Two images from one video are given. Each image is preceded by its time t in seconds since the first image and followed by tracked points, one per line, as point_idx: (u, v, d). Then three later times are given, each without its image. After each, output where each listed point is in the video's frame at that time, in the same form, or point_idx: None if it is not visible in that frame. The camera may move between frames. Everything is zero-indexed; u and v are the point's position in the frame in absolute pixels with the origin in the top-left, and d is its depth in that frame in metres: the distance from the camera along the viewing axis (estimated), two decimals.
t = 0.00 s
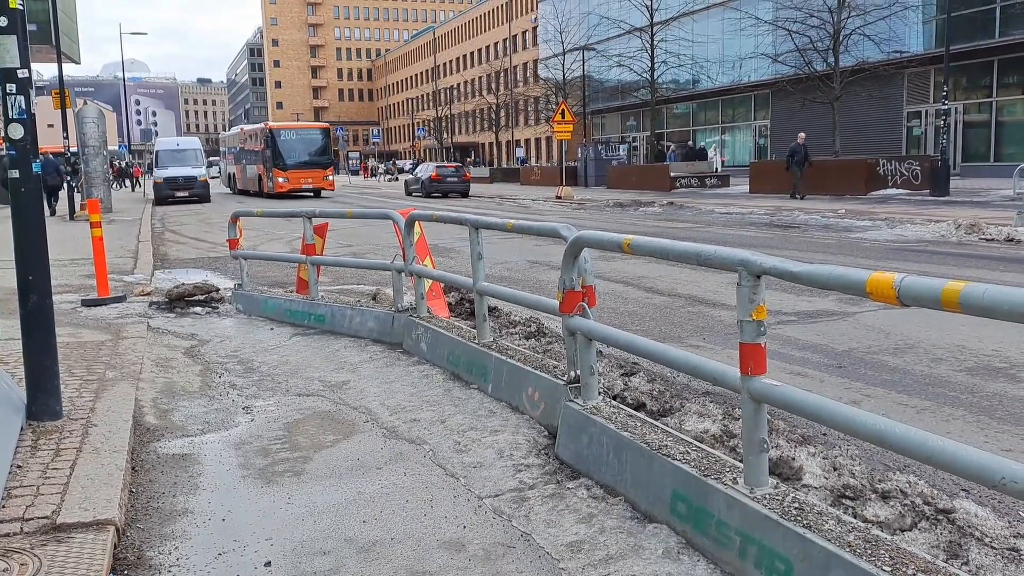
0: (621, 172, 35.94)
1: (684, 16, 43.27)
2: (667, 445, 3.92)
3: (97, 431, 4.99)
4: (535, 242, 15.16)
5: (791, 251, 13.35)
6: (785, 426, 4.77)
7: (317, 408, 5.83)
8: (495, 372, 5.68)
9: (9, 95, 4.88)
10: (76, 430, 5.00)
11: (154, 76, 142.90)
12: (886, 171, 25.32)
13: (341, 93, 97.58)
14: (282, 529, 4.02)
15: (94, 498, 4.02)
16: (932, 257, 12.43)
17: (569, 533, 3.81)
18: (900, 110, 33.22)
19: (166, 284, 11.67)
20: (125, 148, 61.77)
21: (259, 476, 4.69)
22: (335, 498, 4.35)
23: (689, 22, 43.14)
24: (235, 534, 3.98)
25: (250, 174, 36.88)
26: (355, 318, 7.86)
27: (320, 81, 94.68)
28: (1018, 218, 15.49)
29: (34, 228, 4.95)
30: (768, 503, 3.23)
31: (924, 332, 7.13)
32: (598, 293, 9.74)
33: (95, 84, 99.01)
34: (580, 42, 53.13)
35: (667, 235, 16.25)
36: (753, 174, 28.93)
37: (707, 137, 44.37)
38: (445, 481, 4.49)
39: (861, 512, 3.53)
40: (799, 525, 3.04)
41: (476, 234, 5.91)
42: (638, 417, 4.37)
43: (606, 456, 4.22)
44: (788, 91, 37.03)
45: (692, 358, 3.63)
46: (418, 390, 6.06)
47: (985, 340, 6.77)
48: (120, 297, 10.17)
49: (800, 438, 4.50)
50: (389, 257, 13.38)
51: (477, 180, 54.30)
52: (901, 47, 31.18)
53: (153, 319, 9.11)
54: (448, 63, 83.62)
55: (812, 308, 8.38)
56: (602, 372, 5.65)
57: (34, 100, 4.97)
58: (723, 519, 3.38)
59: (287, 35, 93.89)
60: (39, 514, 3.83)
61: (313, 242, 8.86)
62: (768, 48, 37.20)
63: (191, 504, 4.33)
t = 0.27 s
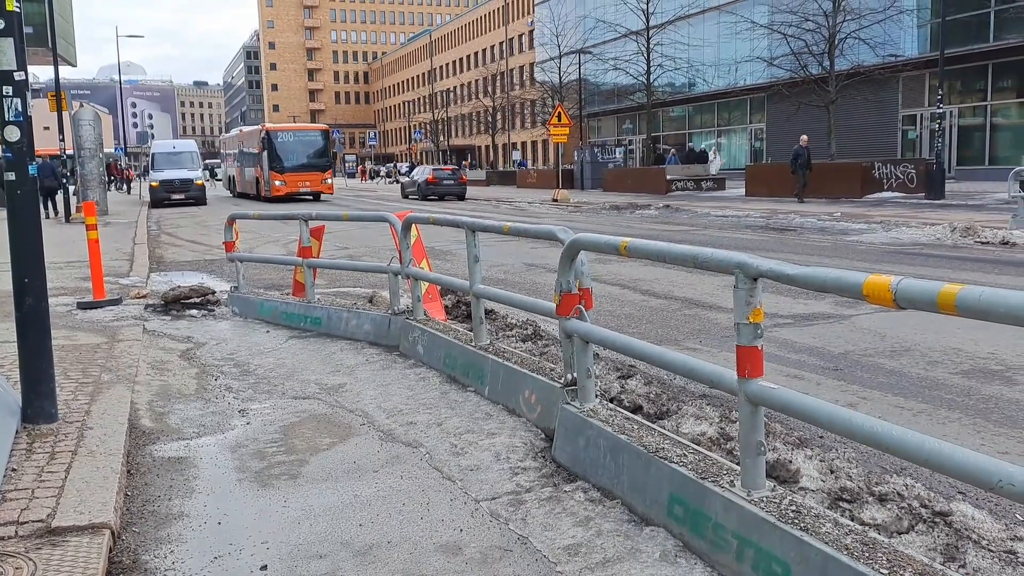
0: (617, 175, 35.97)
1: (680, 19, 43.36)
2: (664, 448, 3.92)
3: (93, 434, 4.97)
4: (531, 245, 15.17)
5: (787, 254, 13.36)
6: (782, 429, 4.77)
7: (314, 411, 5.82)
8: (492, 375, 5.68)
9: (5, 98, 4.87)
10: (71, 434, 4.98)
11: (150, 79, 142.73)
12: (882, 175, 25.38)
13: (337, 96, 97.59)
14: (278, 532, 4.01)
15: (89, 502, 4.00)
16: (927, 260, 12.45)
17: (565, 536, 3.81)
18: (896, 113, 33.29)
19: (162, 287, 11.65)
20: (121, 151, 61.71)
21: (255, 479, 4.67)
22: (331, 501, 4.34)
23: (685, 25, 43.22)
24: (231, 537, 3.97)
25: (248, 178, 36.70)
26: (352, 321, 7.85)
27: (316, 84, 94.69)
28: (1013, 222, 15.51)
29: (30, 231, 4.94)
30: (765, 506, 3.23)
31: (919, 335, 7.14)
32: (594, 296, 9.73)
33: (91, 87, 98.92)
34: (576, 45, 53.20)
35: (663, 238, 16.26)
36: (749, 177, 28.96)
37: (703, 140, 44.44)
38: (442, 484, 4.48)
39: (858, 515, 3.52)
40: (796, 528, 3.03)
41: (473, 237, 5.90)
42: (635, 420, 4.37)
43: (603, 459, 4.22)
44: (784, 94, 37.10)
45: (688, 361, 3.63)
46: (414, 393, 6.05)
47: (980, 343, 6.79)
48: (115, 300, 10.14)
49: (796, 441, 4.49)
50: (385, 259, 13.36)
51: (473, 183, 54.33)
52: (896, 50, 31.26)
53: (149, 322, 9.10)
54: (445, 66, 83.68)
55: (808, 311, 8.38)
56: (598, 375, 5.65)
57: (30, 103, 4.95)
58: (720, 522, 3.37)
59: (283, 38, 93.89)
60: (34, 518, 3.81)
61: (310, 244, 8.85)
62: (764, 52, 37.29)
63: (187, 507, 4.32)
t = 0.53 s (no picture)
0: (612, 179, 36.01)
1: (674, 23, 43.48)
2: (659, 452, 3.91)
3: (85, 438, 4.95)
4: (527, 248, 15.16)
5: (781, 257, 13.39)
6: (777, 432, 4.77)
7: (307, 415, 5.80)
8: (487, 378, 5.67)
9: None
10: (64, 438, 4.95)
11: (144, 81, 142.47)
12: (875, 179, 25.47)
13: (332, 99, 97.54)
14: (272, 537, 3.99)
15: (82, 506, 3.98)
16: (920, 263, 12.49)
17: (560, 540, 3.80)
18: (889, 117, 33.41)
19: (156, 290, 11.61)
20: (115, 154, 61.56)
21: (249, 483, 4.65)
22: (325, 505, 4.32)
23: (680, 29, 43.31)
24: (224, 542, 3.95)
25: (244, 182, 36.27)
26: (346, 324, 7.83)
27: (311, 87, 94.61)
28: (1007, 226, 15.58)
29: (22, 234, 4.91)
30: (760, 509, 3.23)
31: (913, 338, 7.16)
32: (589, 299, 9.73)
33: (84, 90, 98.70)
34: (571, 49, 53.29)
35: (658, 241, 16.28)
36: (743, 181, 29.04)
37: (697, 144, 44.51)
38: (436, 488, 4.47)
39: (851, 518, 3.53)
40: (791, 531, 3.03)
41: (468, 240, 5.89)
42: (630, 423, 4.37)
43: (598, 462, 4.21)
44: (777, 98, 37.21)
45: (682, 364, 3.63)
46: (409, 396, 6.03)
47: (974, 346, 6.81)
48: (109, 303, 10.10)
49: (791, 444, 4.50)
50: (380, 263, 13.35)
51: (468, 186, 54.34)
52: (889, 55, 31.39)
53: (142, 325, 9.06)
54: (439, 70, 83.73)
55: (802, 314, 8.40)
56: (593, 378, 5.64)
57: (22, 105, 4.92)
58: (715, 525, 3.37)
59: (278, 41, 93.81)
60: (25, 522, 3.79)
61: (304, 248, 8.83)
62: (758, 56, 37.40)
63: (180, 511, 4.30)
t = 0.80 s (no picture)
0: (607, 181, 36.07)
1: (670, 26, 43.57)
2: (654, 454, 3.92)
3: (79, 439, 4.94)
4: (522, 250, 15.18)
5: (776, 260, 13.42)
6: (771, 434, 4.78)
7: (302, 416, 5.80)
8: (482, 380, 5.67)
9: None
10: (57, 438, 4.95)
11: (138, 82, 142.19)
12: (870, 182, 25.57)
13: (327, 100, 97.48)
14: (267, 538, 3.99)
15: (76, 507, 3.97)
16: (914, 266, 12.53)
17: (555, 541, 3.80)
18: (883, 120, 33.51)
19: (150, 291, 11.60)
20: (110, 155, 61.47)
21: (243, 485, 4.65)
22: (320, 506, 4.32)
23: (675, 32, 43.38)
24: (218, 543, 3.94)
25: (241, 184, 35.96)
26: (341, 325, 7.82)
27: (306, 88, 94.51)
28: (1000, 229, 15.64)
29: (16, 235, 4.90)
30: (754, 511, 3.23)
31: (906, 341, 7.19)
32: (584, 301, 9.74)
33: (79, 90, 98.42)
34: (566, 51, 53.38)
35: (653, 244, 16.29)
36: (738, 183, 29.10)
37: (692, 146, 44.58)
38: (431, 490, 4.47)
39: (846, 520, 3.54)
40: (785, 533, 3.03)
41: (463, 241, 5.89)
42: (625, 425, 4.37)
43: (593, 463, 4.22)
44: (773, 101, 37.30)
45: (677, 366, 3.64)
46: (404, 398, 6.03)
47: (967, 349, 6.83)
48: (103, 304, 10.08)
49: (785, 446, 4.51)
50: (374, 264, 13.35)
51: (463, 188, 54.36)
52: (884, 58, 31.48)
53: (136, 326, 9.04)
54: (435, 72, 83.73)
55: (796, 317, 8.41)
56: (588, 380, 5.64)
57: (16, 106, 4.92)
58: (709, 528, 3.37)
59: (273, 42, 93.75)
60: (19, 523, 3.78)
61: (299, 249, 8.84)
62: (753, 59, 37.49)
63: (174, 512, 4.29)
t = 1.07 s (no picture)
0: (603, 184, 36.10)
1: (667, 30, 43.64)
2: (650, 457, 3.92)
3: (74, 439, 4.93)
4: (518, 252, 15.18)
5: (772, 263, 13.43)
6: (767, 437, 4.79)
7: (298, 417, 5.79)
8: (477, 382, 5.67)
9: None
10: (52, 438, 4.93)
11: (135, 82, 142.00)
12: (866, 186, 25.60)
13: (324, 101, 97.46)
14: (261, 539, 3.98)
15: (71, 507, 3.96)
16: (910, 271, 12.55)
17: (551, 544, 3.80)
18: (880, 124, 33.58)
19: (146, 292, 11.58)
20: (106, 155, 61.39)
21: (238, 485, 4.63)
22: (316, 508, 4.31)
23: (672, 35, 43.45)
24: (213, 544, 3.93)
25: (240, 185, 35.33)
26: (337, 327, 7.82)
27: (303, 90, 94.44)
28: (996, 234, 15.67)
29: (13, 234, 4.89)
30: (750, 515, 3.24)
31: (902, 345, 7.20)
32: (580, 304, 9.74)
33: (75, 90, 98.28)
34: (563, 54, 53.44)
35: (649, 247, 16.31)
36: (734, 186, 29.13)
37: (689, 149, 44.63)
38: (427, 491, 4.46)
39: (841, 524, 3.54)
40: (780, 537, 3.04)
41: (458, 244, 5.89)
42: (620, 428, 4.37)
43: (588, 466, 4.22)
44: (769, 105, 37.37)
45: (673, 369, 3.64)
46: (399, 399, 6.03)
47: (963, 353, 6.84)
48: (99, 304, 10.06)
49: (781, 450, 4.51)
50: (371, 266, 13.35)
51: (460, 190, 54.36)
52: (881, 63, 31.55)
53: (132, 326, 9.03)
54: (433, 73, 83.73)
55: (792, 320, 8.42)
56: (584, 383, 5.63)
57: (13, 105, 4.91)
58: (705, 531, 3.37)
59: (271, 43, 93.73)
60: (13, 523, 3.77)
61: (296, 249, 8.82)
62: (750, 63, 37.56)
63: (169, 513, 4.28)
